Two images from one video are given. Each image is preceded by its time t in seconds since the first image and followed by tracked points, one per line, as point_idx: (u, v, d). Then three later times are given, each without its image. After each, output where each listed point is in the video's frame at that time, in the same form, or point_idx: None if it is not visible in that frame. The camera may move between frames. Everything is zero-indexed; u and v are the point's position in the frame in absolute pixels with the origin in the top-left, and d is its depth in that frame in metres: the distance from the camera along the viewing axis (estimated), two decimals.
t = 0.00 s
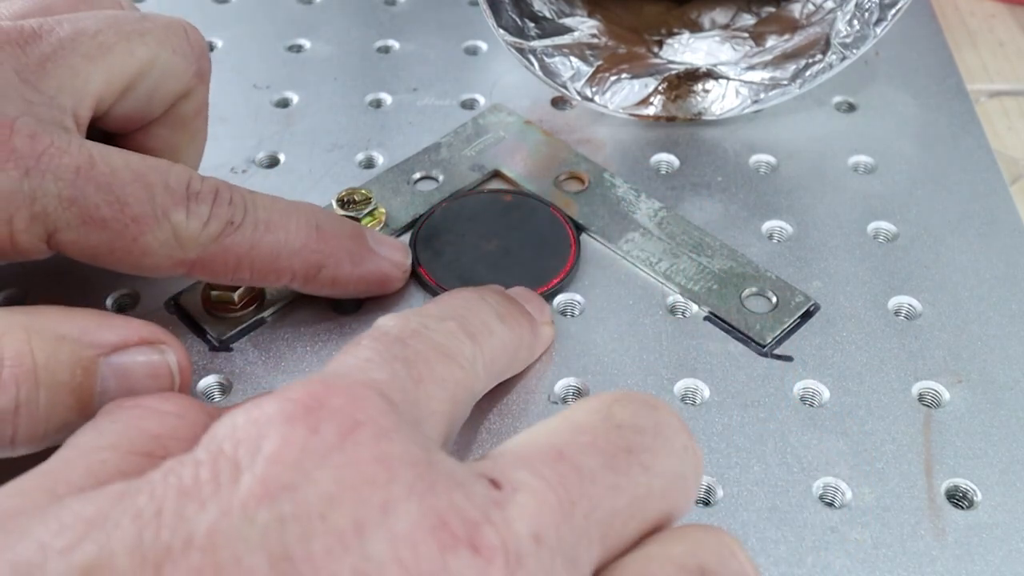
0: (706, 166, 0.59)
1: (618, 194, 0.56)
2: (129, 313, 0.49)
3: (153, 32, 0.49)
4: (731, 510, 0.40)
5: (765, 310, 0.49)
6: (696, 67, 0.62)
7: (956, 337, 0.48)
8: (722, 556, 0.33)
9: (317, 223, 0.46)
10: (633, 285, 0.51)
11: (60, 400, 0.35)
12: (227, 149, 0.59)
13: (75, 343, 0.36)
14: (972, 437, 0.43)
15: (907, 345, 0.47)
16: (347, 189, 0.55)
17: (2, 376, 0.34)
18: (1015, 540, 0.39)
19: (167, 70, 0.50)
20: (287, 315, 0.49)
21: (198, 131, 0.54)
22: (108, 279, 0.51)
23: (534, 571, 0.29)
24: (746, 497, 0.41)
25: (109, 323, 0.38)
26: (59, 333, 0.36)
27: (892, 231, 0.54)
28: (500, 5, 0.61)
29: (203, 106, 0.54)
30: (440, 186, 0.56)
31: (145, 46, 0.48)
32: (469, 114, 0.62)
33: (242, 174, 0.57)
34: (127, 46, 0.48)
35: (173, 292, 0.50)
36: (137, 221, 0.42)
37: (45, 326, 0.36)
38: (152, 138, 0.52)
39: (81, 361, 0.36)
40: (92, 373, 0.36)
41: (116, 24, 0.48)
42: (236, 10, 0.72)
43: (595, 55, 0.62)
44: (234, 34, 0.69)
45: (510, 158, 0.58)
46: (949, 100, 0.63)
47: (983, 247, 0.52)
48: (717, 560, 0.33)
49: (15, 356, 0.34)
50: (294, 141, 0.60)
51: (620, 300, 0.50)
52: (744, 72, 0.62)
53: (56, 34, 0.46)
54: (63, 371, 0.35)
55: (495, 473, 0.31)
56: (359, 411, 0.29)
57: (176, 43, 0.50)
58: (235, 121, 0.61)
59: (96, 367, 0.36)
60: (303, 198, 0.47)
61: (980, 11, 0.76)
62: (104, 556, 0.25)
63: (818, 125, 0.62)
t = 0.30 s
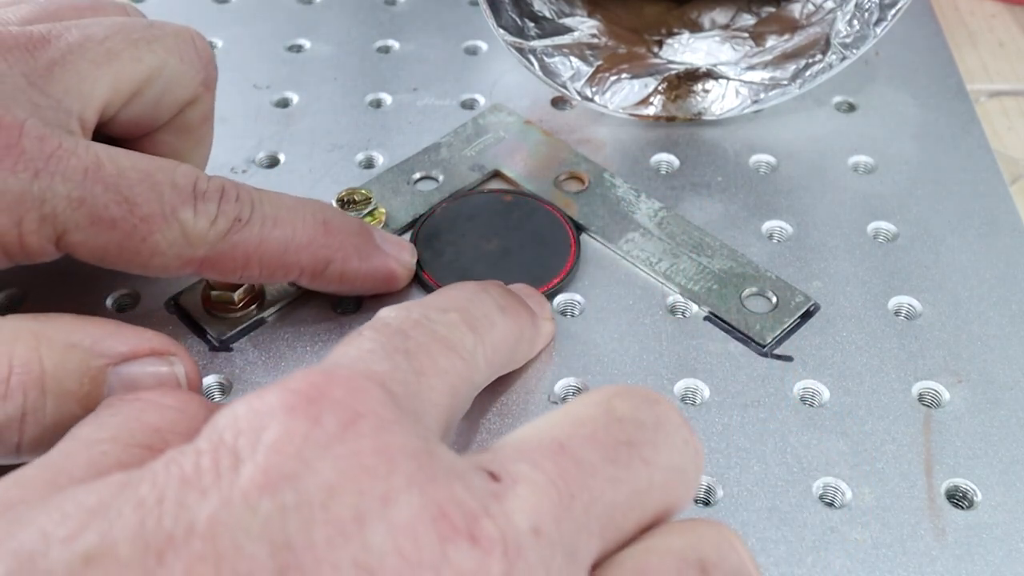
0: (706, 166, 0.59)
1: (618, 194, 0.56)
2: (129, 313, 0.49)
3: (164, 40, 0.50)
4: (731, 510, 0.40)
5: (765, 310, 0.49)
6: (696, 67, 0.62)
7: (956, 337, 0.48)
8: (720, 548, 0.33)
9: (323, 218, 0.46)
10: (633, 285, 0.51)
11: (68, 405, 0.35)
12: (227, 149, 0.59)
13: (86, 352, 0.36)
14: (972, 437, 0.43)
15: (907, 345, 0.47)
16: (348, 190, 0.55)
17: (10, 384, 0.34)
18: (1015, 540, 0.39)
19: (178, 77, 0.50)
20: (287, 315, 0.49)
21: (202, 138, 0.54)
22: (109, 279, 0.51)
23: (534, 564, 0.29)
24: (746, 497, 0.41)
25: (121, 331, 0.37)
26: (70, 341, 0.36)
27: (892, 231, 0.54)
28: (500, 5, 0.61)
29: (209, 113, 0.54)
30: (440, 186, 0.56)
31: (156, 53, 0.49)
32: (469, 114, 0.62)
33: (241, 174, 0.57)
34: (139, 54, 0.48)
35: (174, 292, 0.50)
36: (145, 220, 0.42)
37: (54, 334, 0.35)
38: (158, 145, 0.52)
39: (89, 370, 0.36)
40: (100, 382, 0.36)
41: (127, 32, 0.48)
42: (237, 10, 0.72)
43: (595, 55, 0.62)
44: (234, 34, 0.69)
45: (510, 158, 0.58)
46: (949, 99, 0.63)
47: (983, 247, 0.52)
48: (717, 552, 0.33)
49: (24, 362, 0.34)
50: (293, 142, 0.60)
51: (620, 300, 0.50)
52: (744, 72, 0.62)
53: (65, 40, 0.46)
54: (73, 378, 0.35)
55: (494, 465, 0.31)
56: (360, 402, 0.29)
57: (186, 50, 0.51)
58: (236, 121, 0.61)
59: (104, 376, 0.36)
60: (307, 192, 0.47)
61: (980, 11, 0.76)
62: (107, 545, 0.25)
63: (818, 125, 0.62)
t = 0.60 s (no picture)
0: (706, 166, 0.59)
1: (618, 194, 0.56)
2: (130, 314, 0.49)
3: (169, 41, 0.49)
4: (730, 510, 0.40)
5: (765, 310, 0.49)
6: (696, 67, 0.62)
7: (956, 337, 0.48)
8: (717, 549, 0.33)
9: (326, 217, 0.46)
10: (633, 285, 0.51)
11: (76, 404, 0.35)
12: (227, 149, 0.59)
13: (91, 352, 0.36)
14: (972, 437, 0.43)
15: (907, 345, 0.47)
16: (348, 190, 0.55)
17: (15, 383, 0.34)
18: (1015, 540, 0.39)
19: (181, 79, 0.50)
20: (287, 315, 0.49)
21: (207, 137, 0.54)
22: (110, 278, 0.51)
23: (529, 568, 0.29)
24: (746, 497, 0.41)
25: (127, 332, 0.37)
26: (75, 342, 0.36)
27: (892, 231, 0.54)
28: (500, 5, 0.61)
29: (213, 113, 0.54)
30: (440, 186, 0.56)
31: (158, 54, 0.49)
32: (469, 114, 0.62)
33: (241, 174, 0.57)
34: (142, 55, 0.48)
35: (175, 292, 0.50)
36: (149, 212, 0.42)
37: (59, 334, 0.36)
38: (162, 144, 0.52)
39: (94, 370, 0.36)
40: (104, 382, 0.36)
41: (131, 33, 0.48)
42: (237, 10, 0.72)
43: (595, 55, 0.62)
44: (234, 34, 0.69)
45: (510, 158, 0.58)
46: (949, 99, 0.63)
47: (983, 247, 0.52)
48: (713, 554, 0.33)
49: (28, 362, 0.34)
50: (293, 142, 0.60)
51: (620, 300, 0.50)
52: (744, 72, 0.62)
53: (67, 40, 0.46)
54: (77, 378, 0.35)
55: (490, 468, 0.31)
56: (357, 405, 0.29)
57: (191, 51, 0.51)
58: (236, 121, 0.61)
59: (109, 376, 0.36)
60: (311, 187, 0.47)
61: (980, 11, 0.76)
62: (101, 546, 0.25)
63: (818, 125, 0.62)
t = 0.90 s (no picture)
0: (706, 166, 0.59)
1: (618, 194, 0.56)
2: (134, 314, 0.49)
3: None
4: (730, 510, 0.40)
5: (765, 310, 0.49)
6: (696, 67, 0.62)
7: (956, 337, 0.48)
8: None
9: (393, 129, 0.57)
10: (633, 285, 0.51)
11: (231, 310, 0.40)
12: (227, 149, 0.59)
13: (231, 261, 0.40)
14: (973, 437, 0.43)
15: (907, 345, 0.47)
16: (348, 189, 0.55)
17: (158, 279, 0.38)
18: (1015, 540, 0.39)
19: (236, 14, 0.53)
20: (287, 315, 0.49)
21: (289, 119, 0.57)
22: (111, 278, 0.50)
23: None
24: (746, 497, 0.41)
25: (266, 248, 0.43)
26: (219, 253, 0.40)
27: (892, 231, 0.54)
28: (500, 4, 0.61)
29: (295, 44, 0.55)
30: (440, 186, 0.56)
31: None
32: (469, 114, 0.62)
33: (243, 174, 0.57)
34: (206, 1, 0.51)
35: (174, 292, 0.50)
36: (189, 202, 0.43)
37: (206, 242, 0.40)
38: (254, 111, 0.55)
39: (244, 281, 0.41)
40: (243, 286, 0.41)
41: None
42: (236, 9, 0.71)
43: (595, 54, 0.62)
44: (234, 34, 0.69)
45: (510, 158, 0.58)
46: (948, 99, 0.63)
47: (983, 247, 0.52)
48: None
49: (166, 260, 0.38)
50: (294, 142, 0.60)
51: (621, 300, 0.50)
52: (744, 72, 0.62)
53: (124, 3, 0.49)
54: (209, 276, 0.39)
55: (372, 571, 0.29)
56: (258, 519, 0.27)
57: None
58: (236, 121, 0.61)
59: (251, 285, 0.41)
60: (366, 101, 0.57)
61: (980, 11, 0.76)
62: None
63: (818, 125, 0.62)
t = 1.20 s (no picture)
0: (706, 166, 0.59)
1: (618, 194, 0.56)
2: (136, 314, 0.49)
3: None
4: (730, 510, 0.40)
5: (765, 310, 0.49)
6: (696, 67, 0.62)
7: (956, 337, 0.48)
8: None
9: (469, 138, 0.54)
10: (632, 285, 0.51)
11: (375, 324, 0.43)
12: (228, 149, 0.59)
13: (387, 276, 0.44)
14: (972, 437, 0.43)
15: (907, 345, 0.47)
16: (348, 189, 0.55)
17: (333, 294, 0.42)
18: (1015, 540, 0.39)
19: (370, 33, 0.52)
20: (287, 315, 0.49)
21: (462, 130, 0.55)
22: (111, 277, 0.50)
23: None
24: (746, 497, 0.41)
25: (424, 266, 0.46)
26: (376, 268, 0.43)
27: (892, 231, 0.54)
28: (500, 5, 0.61)
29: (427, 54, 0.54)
30: (441, 186, 0.57)
31: (362, 18, 0.52)
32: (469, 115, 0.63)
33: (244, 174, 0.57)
34: (348, 18, 0.51)
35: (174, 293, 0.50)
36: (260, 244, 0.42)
37: (368, 260, 0.44)
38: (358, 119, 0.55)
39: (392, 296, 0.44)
40: (393, 303, 0.44)
41: None
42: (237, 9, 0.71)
43: (595, 54, 0.62)
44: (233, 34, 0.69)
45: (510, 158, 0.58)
46: (948, 100, 0.63)
47: (983, 247, 0.52)
48: None
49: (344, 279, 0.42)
50: (294, 142, 0.60)
51: (620, 300, 0.50)
52: (744, 72, 0.62)
53: (262, 12, 0.49)
54: (355, 290, 0.42)
55: None
56: None
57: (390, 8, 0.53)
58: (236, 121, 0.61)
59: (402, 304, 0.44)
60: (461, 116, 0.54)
61: (980, 12, 0.76)
62: None
63: (819, 125, 0.62)
